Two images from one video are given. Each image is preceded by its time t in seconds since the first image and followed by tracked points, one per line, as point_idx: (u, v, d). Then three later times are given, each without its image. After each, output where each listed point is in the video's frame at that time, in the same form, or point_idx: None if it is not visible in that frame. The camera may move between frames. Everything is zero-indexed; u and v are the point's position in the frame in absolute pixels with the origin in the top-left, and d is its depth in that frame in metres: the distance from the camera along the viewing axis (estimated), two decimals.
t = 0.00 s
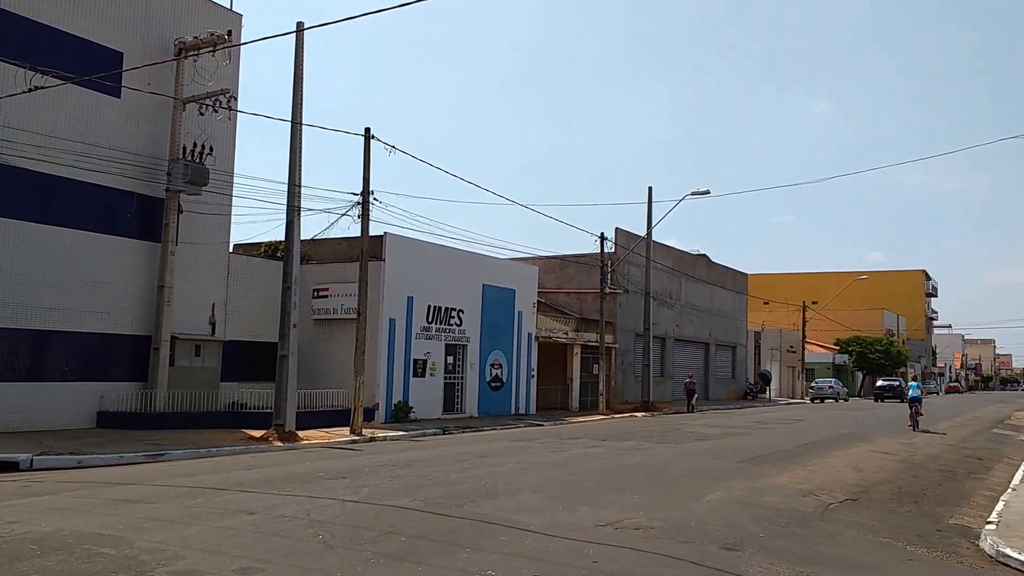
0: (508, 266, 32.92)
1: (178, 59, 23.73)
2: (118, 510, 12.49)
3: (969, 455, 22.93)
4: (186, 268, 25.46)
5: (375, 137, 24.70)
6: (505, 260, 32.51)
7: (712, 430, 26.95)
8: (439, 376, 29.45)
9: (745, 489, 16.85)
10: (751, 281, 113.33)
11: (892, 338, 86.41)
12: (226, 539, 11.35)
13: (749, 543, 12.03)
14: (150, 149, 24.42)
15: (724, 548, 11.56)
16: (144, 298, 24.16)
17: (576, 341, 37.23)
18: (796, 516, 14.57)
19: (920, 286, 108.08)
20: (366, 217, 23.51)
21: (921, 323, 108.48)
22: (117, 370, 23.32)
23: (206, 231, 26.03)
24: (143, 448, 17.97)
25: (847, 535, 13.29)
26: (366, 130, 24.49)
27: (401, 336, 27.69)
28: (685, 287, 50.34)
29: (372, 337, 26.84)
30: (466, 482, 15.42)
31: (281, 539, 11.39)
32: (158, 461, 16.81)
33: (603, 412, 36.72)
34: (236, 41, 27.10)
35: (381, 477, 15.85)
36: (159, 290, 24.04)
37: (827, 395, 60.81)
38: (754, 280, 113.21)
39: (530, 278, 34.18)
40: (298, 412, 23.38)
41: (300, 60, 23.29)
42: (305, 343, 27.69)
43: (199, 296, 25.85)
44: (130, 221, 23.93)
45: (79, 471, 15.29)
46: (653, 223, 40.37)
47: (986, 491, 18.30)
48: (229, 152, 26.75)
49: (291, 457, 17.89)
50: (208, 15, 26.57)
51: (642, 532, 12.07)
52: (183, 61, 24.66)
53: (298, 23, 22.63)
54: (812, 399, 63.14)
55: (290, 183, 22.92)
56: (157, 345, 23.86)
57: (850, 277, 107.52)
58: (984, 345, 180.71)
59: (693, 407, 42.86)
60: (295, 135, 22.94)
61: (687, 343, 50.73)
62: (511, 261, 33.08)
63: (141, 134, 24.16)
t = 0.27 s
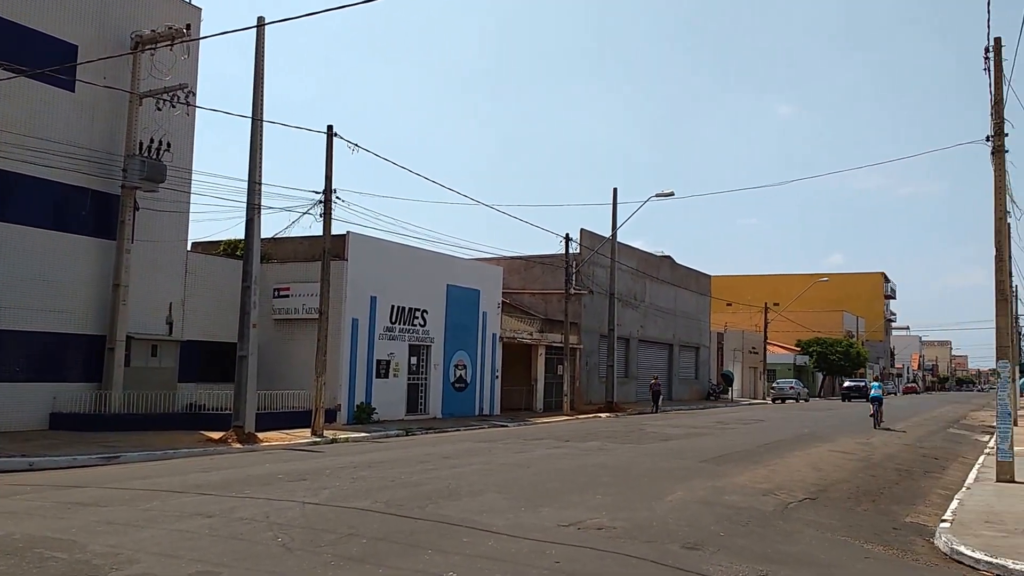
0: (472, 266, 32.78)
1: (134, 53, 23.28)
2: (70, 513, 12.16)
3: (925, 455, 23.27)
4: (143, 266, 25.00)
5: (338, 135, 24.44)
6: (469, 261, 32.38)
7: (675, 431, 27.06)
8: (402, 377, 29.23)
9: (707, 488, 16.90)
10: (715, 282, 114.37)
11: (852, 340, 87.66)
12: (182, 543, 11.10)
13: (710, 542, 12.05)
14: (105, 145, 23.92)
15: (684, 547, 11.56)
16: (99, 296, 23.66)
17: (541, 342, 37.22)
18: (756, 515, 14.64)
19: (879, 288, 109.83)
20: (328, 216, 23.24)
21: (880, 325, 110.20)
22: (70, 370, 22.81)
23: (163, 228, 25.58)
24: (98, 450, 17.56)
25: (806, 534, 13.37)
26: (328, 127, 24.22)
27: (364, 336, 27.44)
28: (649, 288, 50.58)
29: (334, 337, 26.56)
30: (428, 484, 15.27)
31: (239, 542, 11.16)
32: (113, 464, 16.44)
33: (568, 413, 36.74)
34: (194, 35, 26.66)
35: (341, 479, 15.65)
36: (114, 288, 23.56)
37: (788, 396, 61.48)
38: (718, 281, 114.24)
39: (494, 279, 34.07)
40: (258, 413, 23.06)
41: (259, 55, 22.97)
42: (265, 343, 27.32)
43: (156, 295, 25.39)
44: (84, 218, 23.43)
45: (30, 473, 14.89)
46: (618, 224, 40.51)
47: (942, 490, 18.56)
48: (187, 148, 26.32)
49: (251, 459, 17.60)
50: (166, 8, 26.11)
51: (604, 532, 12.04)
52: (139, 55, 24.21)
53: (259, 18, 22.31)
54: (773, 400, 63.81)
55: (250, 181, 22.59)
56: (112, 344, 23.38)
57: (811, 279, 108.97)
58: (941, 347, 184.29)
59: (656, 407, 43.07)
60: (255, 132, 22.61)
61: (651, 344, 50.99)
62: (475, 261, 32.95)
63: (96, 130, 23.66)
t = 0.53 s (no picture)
0: (438, 267, 32.63)
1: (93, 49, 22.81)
2: (26, 517, 11.84)
3: (886, 455, 23.56)
4: (102, 266, 24.55)
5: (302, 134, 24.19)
6: (434, 261, 32.23)
7: (640, 432, 27.13)
8: (367, 378, 29.00)
9: (672, 489, 16.95)
10: (681, 284, 115.16)
11: (815, 342, 88.72)
12: (141, 547, 10.85)
13: (675, 543, 12.06)
14: (63, 141, 23.43)
15: (649, 548, 11.56)
16: (57, 296, 23.17)
17: (508, 343, 37.16)
18: (721, 516, 14.70)
19: (841, 291, 111.40)
20: (292, 215, 22.98)
21: (842, 327, 111.70)
22: (27, 371, 22.31)
23: (123, 227, 25.13)
24: (55, 453, 17.16)
25: (770, 534, 13.44)
26: (292, 125, 23.97)
27: (328, 337, 27.19)
28: (616, 290, 50.76)
29: (298, 338, 26.27)
30: (392, 486, 15.13)
31: (200, 546, 10.94)
32: (70, 467, 16.07)
33: (534, 414, 36.71)
34: (155, 31, 26.24)
35: (305, 481, 15.44)
36: (73, 288, 23.08)
37: (752, 397, 62.04)
38: (683, 283, 115.05)
39: (460, 280, 33.95)
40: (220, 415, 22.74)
41: (222, 52, 22.65)
42: (227, 344, 26.96)
43: (116, 295, 24.94)
44: (42, 216, 22.92)
45: None
46: (584, 226, 40.60)
47: (902, 490, 18.79)
48: (148, 146, 25.89)
49: (213, 461, 17.32)
50: (126, 3, 25.65)
51: (570, 534, 12.00)
52: (99, 50, 23.76)
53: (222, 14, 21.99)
54: (737, 401, 64.35)
55: (213, 180, 22.27)
56: (70, 345, 22.88)
57: (775, 281, 110.17)
58: (902, 348, 187.41)
59: (622, 409, 43.22)
60: (218, 130, 22.28)
61: (618, 345, 51.16)
62: (440, 262, 32.81)
63: (54, 126, 23.17)
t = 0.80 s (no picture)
0: (407, 269, 32.44)
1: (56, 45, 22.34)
2: None
3: (852, 456, 23.79)
4: (64, 266, 24.10)
5: (270, 133, 23.93)
6: (403, 263, 32.04)
7: (609, 434, 27.16)
8: (335, 381, 28.74)
9: (641, 491, 16.96)
10: (650, 285, 115.74)
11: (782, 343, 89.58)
12: (102, 552, 10.61)
13: (643, 545, 12.05)
14: (24, 139, 22.97)
15: (618, 550, 11.53)
16: (17, 297, 22.70)
17: (477, 345, 37.07)
18: (689, 517, 14.72)
19: (807, 293, 112.66)
20: (259, 215, 22.71)
21: (809, 329, 112.93)
22: None
23: (84, 227, 24.68)
24: (13, 457, 16.79)
25: (738, 535, 13.48)
26: (259, 125, 23.70)
27: (295, 339, 26.91)
28: (585, 292, 50.83)
29: (264, 340, 25.97)
30: (360, 489, 14.99)
31: (162, 551, 10.72)
32: (30, 471, 15.73)
33: (504, 416, 36.64)
34: (120, 28, 25.82)
35: (271, 485, 15.24)
36: (33, 289, 22.63)
37: (721, 398, 62.46)
38: (653, 285, 115.64)
39: (429, 282, 33.79)
40: (184, 418, 22.40)
41: (188, 51, 22.33)
42: (192, 346, 26.59)
43: (78, 296, 24.50)
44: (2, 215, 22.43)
45: None
46: (554, 227, 40.60)
47: (868, 491, 18.98)
48: (112, 145, 25.47)
49: (177, 465, 17.06)
50: None
51: (538, 537, 11.94)
52: (62, 47, 23.33)
53: (188, 12, 21.66)
54: (706, 402, 64.77)
55: (178, 179, 21.94)
56: (30, 347, 22.38)
57: (743, 283, 111.11)
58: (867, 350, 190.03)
59: (591, 410, 43.30)
60: (184, 129, 21.96)
61: (587, 347, 51.24)
62: (409, 264, 32.63)
63: (15, 123, 22.69)
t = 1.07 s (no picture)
0: (378, 271, 32.23)
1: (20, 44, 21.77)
2: None
3: (822, 459, 23.95)
4: (28, 267, 23.64)
5: (240, 134, 23.66)
6: (375, 265, 31.83)
7: (582, 437, 27.14)
8: (305, 384, 28.47)
9: (613, 494, 16.92)
10: (623, 288, 116.14)
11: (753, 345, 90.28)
12: (63, 560, 10.37)
13: (614, 549, 12.01)
14: None
15: (589, 554, 11.48)
16: None
17: (450, 347, 36.92)
18: (661, 521, 14.70)
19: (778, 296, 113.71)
20: (228, 217, 22.43)
21: (780, 331, 113.91)
22: None
23: (49, 228, 24.27)
24: None
25: (709, 538, 13.49)
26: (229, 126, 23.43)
27: (265, 342, 26.60)
28: (558, 295, 50.84)
29: (233, 342, 25.66)
30: (329, 494, 14.83)
31: (126, 558, 10.50)
32: None
33: (476, 419, 36.52)
34: (87, 26, 25.42)
35: (238, 490, 15.03)
36: None
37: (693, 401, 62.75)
38: (626, 288, 116.04)
39: (401, 284, 33.59)
40: (151, 423, 22.07)
41: (157, 50, 22.02)
42: (159, 349, 26.20)
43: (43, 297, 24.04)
44: None
45: None
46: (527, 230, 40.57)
47: (837, 493, 19.10)
48: (78, 144, 25.05)
49: (142, 470, 16.77)
50: None
51: (510, 541, 11.84)
52: (28, 45, 22.90)
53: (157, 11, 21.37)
54: (679, 405, 65.06)
55: (146, 179, 21.60)
56: None
57: (715, 286, 111.85)
58: (837, 352, 192.31)
59: (564, 413, 43.29)
60: (152, 129, 21.64)
61: (560, 349, 51.25)
62: (381, 266, 32.43)
63: None
